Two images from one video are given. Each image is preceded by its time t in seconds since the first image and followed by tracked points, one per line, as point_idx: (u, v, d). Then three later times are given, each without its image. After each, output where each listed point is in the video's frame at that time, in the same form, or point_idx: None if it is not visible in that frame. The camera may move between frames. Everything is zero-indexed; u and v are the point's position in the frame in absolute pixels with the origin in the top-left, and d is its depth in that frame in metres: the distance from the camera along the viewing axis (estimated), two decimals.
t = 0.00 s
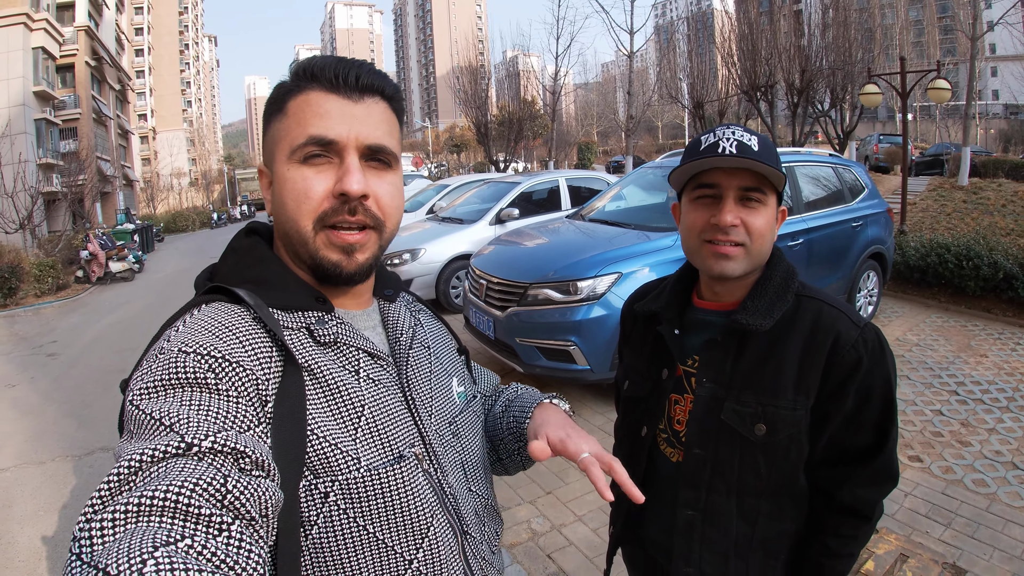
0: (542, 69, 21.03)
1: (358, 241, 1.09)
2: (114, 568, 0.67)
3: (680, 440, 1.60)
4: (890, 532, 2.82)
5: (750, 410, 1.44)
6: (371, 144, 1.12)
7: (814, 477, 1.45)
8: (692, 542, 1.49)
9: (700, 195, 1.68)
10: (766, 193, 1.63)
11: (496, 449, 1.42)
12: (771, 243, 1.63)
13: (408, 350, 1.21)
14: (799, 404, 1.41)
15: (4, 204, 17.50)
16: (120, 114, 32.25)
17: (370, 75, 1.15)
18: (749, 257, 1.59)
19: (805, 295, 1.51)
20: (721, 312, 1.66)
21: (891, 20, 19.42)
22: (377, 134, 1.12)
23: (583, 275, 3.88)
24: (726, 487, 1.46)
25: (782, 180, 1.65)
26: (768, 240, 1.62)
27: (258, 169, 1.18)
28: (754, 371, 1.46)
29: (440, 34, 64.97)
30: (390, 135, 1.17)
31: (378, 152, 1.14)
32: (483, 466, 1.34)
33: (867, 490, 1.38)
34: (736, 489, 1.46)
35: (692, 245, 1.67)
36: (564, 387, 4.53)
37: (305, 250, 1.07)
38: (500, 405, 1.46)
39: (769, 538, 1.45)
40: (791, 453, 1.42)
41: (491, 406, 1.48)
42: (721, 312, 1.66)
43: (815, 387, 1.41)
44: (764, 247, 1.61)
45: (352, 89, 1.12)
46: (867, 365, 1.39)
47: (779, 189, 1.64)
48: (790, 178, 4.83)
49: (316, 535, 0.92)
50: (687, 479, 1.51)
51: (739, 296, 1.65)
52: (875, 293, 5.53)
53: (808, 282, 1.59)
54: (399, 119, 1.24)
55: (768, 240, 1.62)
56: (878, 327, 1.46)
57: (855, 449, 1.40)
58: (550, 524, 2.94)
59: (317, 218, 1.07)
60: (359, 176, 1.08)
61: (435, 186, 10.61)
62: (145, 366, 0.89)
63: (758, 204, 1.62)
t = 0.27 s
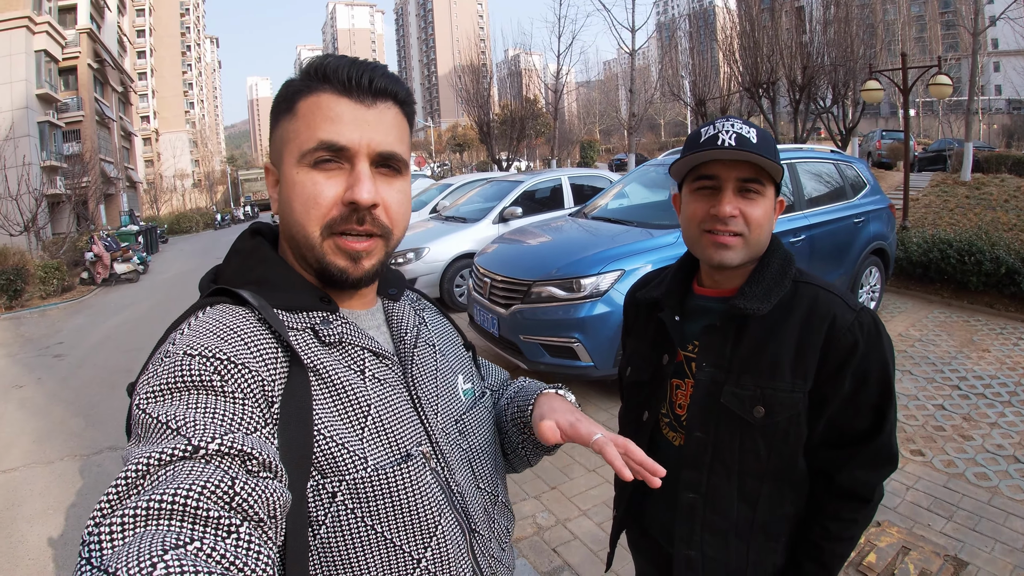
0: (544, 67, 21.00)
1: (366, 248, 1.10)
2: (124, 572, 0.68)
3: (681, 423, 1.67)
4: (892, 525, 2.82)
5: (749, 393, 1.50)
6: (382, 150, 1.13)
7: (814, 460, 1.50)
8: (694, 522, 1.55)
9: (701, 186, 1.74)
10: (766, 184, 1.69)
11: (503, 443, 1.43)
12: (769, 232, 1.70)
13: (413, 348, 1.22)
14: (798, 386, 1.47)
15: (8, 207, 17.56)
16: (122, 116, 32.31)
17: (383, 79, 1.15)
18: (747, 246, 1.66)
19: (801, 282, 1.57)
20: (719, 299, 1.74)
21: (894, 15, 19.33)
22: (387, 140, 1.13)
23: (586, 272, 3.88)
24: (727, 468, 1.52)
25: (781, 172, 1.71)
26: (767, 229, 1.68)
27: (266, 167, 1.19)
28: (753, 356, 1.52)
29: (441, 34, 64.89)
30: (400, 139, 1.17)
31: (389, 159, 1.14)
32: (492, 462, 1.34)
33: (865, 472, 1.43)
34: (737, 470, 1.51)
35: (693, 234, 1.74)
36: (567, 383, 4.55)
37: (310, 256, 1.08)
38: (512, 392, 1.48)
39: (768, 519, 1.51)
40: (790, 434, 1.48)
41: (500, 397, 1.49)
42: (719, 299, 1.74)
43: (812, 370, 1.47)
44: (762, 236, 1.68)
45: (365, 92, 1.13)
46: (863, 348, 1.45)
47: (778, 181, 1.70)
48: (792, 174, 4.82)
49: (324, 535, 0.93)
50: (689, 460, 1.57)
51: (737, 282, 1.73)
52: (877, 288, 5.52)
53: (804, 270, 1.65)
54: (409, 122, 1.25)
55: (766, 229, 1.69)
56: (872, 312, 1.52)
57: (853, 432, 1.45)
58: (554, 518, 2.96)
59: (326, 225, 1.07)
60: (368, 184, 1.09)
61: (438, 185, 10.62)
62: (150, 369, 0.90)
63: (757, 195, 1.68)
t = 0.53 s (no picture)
0: (545, 69, 21.03)
1: (368, 245, 1.10)
2: (124, 568, 0.68)
3: (681, 415, 1.71)
4: (890, 522, 2.82)
5: (746, 385, 1.55)
6: (385, 147, 1.13)
7: (809, 451, 1.54)
8: (694, 510, 1.60)
9: (697, 189, 1.77)
10: (760, 186, 1.72)
11: (502, 454, 1.40)
12: (765, 233, 1.73)
13: (418, 346, 1.22)
14: (793, 379, 1.51)
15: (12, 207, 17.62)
16: (125, 118, 32.41)
17: (388, 76, 1.16)
18: (741, 247, 1.70)
19: (797, 279, 1.62)
20: (718, 296, 1.77)
21: (895, 16, 19.33)
22: (390, 136, 1.13)
23: (587, 272, 3.89)
24: (726, 458, 1.57)
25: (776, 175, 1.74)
26: (762, 230, 1.72)
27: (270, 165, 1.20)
28: (750, 349, 1.57)
29: (443, 36, 65.02)
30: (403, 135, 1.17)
31: (393, 156, 1.15)
32: (492, 463, 1.34)
33: (857, 463, 1.47)
34: (734, 461, 1.56)
35: (690, 236, 1.78)
36: (568, 382, 4.56)
37: (312, 253, 1.09)
38: (505, 411, 1.45)
39: (768, 509, 1.56)
40: (786, 426, 1.52)
41: (496, 410, 1.47)
42: (718, 295, 1.77)
43: (807, 363, 1.51)
44: (758, 237, 1.71)
45: (370, 87, 1.13)
46: (855, 342, 1.49)
47: (772, 183, 1.73)
48: (792, 175, 4.83)
49: (325, 531, 0.93)
50: (689, 451, 1.62)
51: (736, 280, 1.76)
52: (877, 288, 5.53)
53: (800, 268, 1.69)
54: (416, 119, 1.25)
55: (762, 230, 1.72)
56: (865, 308, 1.57)
57: (846, 424, 1.50)
58: (555, 514, 2.97)
59: (326, 221, 1.08)
60: (369, 182, 1.09)
61: (440, 187, 10.64)
62: (153, 363, 0.89)
63: (751, 197, 1.71)
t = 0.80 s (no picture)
0: (546, 70, 21.06)
1: (352, 245, 1.07)
2: (127, 565, 0.67)
3: (681, 405, 1.72)
4: (885, 519, 2.83)
5: (744, 374, 1.57)
6: (365, 142, 1.09)
7: (805, 439, 1.57)
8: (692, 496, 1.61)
9: (696, 188, 1.78)
10: (756, 184, 1.73)
11: (504, 465, 1.39)
12: (761, 229, 1.75)
13: (422, 346, 1.23)
14: (788, 368, 1.54)
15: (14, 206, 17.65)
16: (127, 117, 32.46)
17: (369, 67, 1.10)
18: (740, 243, 1.71)
19: (792, 273, 1.64)
20: (716, 290, 1.79)
21: (896, 19, 19.36)
22: (370, 130, 1.08)
23: (586, 271, 3.90)
24: (724, 445, 1.59)
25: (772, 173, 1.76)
26: (759, 227, 1.73)
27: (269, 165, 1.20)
28: (747, 340, 1.59)
29: (444, 37, 65.13)
30: (387, 127, 1.11)
31: (374, 152, 1.10)
32: (492, 465, 1.33)
33: (850, 450, 1.50)
34: (732, 448, 1.58)
35: (691, 234, 1.79)
36: (568, 381, 4.57)
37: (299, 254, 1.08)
38: (508, 429, 1.43)
39: (765, 495, 1.58)
40: (782, 414, 1.54)
41: (497, 423, 1.45)
42: (715, 290, 1.79)
43: (803, 353, 1.54)
44: (755, 233, 1.73)
45: (344, 81, 1.08)
46: (849, 333, 1.53)
47: (768, 180, 1.75)
48: (790, 176, 4.84)
49: (326, 530, 0.93)
50: (688, 439, 1.63)
51: (733, 275, 1.78)
52: (875, 290, 5.53)
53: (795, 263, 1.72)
54: (406, 113, 1.20)
55: (758, 227, 1.73)
56: (858, 300, 1.60)
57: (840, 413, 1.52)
58: (554, 511, 2.98)
59: (307, 221, 1.06)
60: (346, 180, 1.06)
61: (441, 188, 10.67)
62: (156, 359, 0.89)
63: (748, 195, 1.73)
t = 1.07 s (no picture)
0: (546, 74, 21.12)
1: (344, 246, 1.07)
2: (130, 564, 0.67)
3: (682, 400, 1.73)
4: (882, 518, 2.84)
5: (743, 367, 1.58)
6: (354, 144, 1.09)
7: (801, 430, 1.59)
8: (694, 488, 1.61)
9: (692, 190, 1.80)
10: (750, 183, 1.75)
11: (509, 474, 1.39)
12: (755, 227, 1.77)
13: (424, 349, 1.23)
14: (786, 361, 1.55)
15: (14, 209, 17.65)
16: (127, 120, 32.49)
17: (358, 70, 1.11)
18: (736, 242, 1.73)
19: (789, 270, 1.66)
20: (714, 287, 1.80)
21: (894, 23, 19.43)
22: (362, 132, 1.09)
23: (585, 273, 3.92)
24: (724, 438, 1.60)
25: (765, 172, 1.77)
26: (752, 226, 1.75)
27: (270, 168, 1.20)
28: (745, 335, 1.61)
29: (444, 41, 65.30)
30: (379, 129, 1.11)
31: (364, 154, 1.10)
32: (493, 468, 1.34)
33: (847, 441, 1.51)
34: (733, 441, 1.59)
35: (689, 235, 1.80)
36: (567, 382, 4.58)
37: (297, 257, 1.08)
38: (512, 432, 1.42)
39: (764, 486, 1.59)
40: (780, 405, 1.56)
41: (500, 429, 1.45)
42: (714, 287, 1.80)
43: (799, 345, 1.56)
44: (749, 232, 1.75)
45: (336, 85, 1.09)
46: (843, 327, 1.55)
47: (762, 179, 1.76)
48: (788, 179, 4.86)
49: (327, 530, 0.93)
50: (688, 432, 1.64)
51: (732, 272, 1.79)
52: (873, 292, 5.54)
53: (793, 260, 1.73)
54: (402, 115, 1.20)
55: (752, 226, 1.75)
56: (852, 296, 1.63)
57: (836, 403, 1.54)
58: (553, 510, 2.99)
59: (299, 224, 1.06)
60: (336, 183, 1.06)
61: (441, 191, 10.68)
62: (160, 358, 0.89)
63: (743, 195, 1.74)
